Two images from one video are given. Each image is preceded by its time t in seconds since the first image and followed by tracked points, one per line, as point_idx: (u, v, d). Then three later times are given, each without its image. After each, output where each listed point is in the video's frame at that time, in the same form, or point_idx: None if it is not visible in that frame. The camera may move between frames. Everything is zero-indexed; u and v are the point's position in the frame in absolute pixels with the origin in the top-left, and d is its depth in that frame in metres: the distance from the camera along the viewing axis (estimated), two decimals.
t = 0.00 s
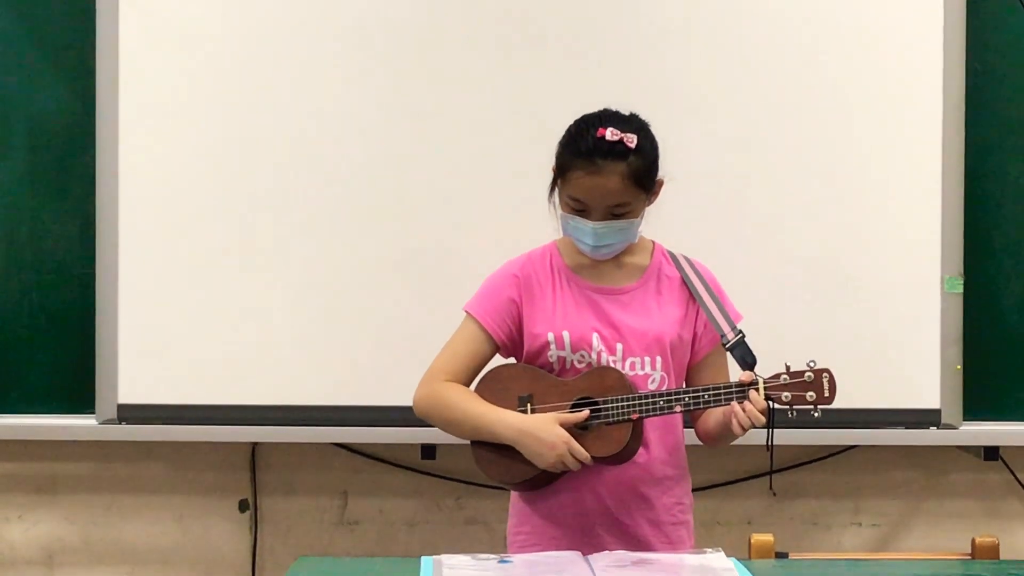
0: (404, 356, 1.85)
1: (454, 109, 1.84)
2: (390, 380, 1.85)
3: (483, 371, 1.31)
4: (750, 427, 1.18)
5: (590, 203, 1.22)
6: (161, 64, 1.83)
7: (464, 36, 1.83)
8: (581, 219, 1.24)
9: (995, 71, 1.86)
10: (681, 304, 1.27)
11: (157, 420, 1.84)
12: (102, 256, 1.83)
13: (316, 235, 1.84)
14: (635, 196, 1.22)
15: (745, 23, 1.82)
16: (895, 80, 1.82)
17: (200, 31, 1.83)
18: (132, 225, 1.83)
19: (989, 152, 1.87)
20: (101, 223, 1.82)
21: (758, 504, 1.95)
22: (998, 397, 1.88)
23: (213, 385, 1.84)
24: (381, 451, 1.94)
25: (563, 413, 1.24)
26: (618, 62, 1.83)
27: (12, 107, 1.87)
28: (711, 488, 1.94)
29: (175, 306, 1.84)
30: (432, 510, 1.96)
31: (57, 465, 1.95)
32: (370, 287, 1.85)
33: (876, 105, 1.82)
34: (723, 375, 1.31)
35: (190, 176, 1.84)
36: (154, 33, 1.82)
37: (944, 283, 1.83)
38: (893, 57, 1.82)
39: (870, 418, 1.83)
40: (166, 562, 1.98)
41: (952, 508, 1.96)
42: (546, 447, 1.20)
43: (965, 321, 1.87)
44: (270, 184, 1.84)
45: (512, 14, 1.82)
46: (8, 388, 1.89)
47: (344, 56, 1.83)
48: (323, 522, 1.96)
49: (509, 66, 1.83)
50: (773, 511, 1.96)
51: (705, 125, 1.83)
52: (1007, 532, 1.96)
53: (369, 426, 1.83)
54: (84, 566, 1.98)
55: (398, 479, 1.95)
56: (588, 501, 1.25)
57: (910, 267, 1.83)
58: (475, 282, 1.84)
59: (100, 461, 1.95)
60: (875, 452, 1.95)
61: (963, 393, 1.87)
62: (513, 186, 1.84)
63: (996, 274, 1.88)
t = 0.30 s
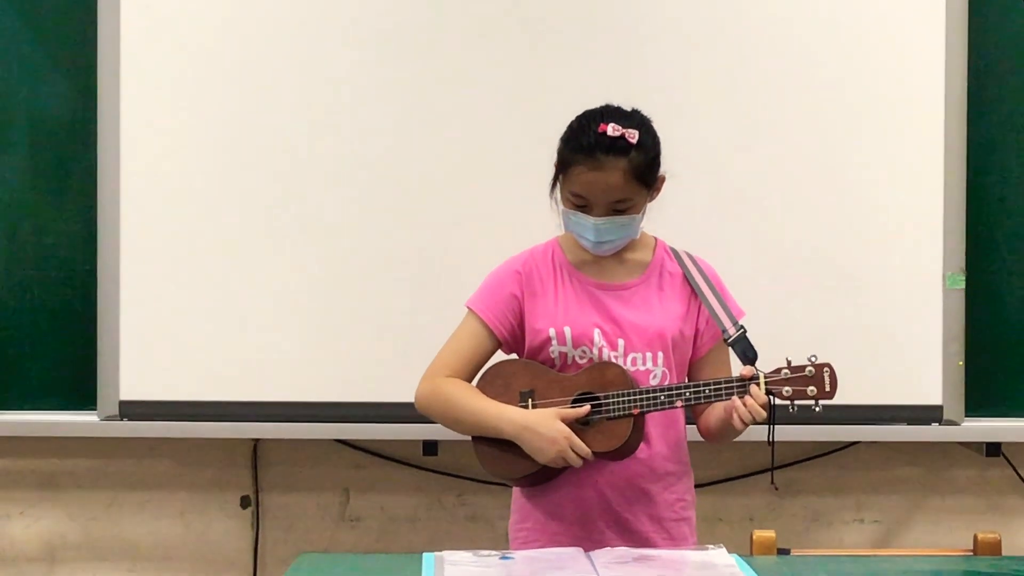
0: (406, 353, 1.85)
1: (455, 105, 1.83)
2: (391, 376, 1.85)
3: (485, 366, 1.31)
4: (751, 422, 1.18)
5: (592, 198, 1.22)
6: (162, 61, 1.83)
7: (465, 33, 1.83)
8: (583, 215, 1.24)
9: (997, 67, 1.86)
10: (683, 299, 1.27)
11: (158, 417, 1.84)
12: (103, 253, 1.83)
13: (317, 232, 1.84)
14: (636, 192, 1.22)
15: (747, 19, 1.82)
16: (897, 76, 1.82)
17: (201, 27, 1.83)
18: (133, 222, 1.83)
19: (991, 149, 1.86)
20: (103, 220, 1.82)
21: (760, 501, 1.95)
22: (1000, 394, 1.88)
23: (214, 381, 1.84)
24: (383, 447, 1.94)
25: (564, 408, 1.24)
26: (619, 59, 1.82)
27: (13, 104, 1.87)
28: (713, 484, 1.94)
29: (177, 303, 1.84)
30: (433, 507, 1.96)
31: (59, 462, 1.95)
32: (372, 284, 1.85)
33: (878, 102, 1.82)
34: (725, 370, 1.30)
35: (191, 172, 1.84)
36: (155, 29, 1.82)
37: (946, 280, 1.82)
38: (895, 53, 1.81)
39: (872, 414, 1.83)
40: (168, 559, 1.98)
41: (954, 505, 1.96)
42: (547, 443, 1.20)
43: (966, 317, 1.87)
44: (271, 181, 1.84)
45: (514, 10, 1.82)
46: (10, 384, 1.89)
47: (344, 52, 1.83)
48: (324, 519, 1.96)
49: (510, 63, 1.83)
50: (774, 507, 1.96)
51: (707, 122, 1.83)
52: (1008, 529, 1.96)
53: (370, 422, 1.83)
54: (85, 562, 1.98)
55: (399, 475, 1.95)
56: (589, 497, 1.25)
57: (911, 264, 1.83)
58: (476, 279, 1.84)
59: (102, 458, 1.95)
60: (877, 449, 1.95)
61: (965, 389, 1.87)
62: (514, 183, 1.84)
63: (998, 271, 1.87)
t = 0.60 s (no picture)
0: (409, 349, 1.85)
1: (457, 102, 1.83)
2: (394, 373, 1.85)
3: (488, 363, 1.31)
4: (753, 417, 1.17)
5: (594, 194, 1.22)
6: (165, 58, 1.83)
7: (468, 30, 1.82)
8: (585, 211, 1.24)
9: (1000, 63, 1.85)
10: (686, 295, 1.26)
11: (161, 414, 1.84)
12: (107, 250, 1.83)
13: (320, 229, 1.84)
14: (638, 188, 1.22)
15: (750, 15, 1.82)
16: (901, 72, 1.81)
17: (203, 25, 1.83)
18: (136, 219, 1.83)
19: (995, 144, 1.86)
20: (106, 217, 1.83)
21: (764, 497, 1.95)
22: (1004, 390, 1.87)
23: (217, 378, 1.85)
24: (386, 444, 1.94)
25: (566, 404, 1.24)
26: (621, 55, 1.82)
27: (17, 101, 1.87)
28: (717, 481, 1.94)
29: (180, 300, 1.84)
30: (437, 503, 1.96)
31: (63, 459, 1.96)
32: (375, 281, 1.85)
33: (881, 97, 1.81)
34: (728, 366, 1.30)
35: (194, 169, 1.84)
36: (157, 26, 1.83)
37: (950, 276, 1.82)
38: (897, 48, 1.81)
39: (875, 411, 1.82)
40: (172, 555, 1.98)
41: (958, 501, 1.95)
42: (548, 438, 1.20)
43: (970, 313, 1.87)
44: (274, 178, 1.84)
45: (515, 7, 1.82)
46: (13, 381, 1.89)
47: (347, 49, 1.83)
48: (328, 516, 1.96)
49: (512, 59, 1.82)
50: (778, 504, 1.95)
51: (709, 118, 1.83)
52: (1012, 526, 1.96)
53: (373, 419, 1.83)
54: (90, 559, 1.99)
55: (403, 472, 1.95)
56: (592, 494, 1.25)
57: (915, 260, 1.82)
58: (479, 276, 1.84)
59: (106, 454, 1.96)
60: (880, 445, 1.94)
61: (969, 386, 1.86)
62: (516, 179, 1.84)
63: (1002, 267, 1.87)
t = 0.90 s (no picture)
0: (413, 350, 1.85)
1: (460, 102, 1.84)
2: (398, 374, 1.85)
3: (491, 364, 1.31)
4: (755, 418, 1.18)
5: (596, 195, 1.22)
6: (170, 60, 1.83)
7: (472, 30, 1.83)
8: (588, 212, 1.24)
9: (1006, 63, 1.85)
10: (689, 296, 1.26)
11: (165, 413, 1.85)
12: (111, 250, 1.84)
13: (324, 230, 1.85)
14: (641, 188, 1.22)
15: (753, 15, 1.82)
16: (905, 72, 1.81)
17: (207, 25, 1.83)
18: (140, 219, 1.84)
19: (1000, 144, 1.85)
20: (111, 218, 1.83)
21: (767, 498, 1.95)
22: (1009, 391, 1.87)
23: (222, 378, 1.85)
24: (389, 444, 1.94)
25: (569, 404, 1.24)
26: (625, 56, 1.82)
27: (21, 102, 1.88)
28: (720, 481, 1.94)
29: (184, 300, 1.85)
30: (440, 504, 1.96)
31: (68, 459, 1.96)
32: (379, 282, 1.85)
33: (885, 97, 1.81)
34: (730, 366, 1.30)
35: (198, 170, 1.84)
36: (161, 27, 1.83)
37: (955, 277, 1.82)
38: (902, 48, 1.81)
39: (879, 411, 1.82)
40: (176, 555, 1.99)
41: (962, 502, 1.95)
42: (551, 439, 1.20)
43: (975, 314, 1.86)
44: (278, 179, 1.84)
45: (519, 8, 1.82)
46: (18, 381, 1.90)
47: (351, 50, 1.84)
48: (332, 516, 1.97)
49: (516, 60, 1.83)
50: (781, 504, 1.95)
51: (713, 118, 1.83)
52: (1017, 527, 1.96)
53: (377, 419, 1.84)
54: (94, 558, 1.99)
55: (406, 472, 1.96)
56: (595, 494, 1.25)
57: (919, 261, 1.82)
58: (482, 276, 1.85)
59: (110, 454, 1.96)
60: (885, 446, 1.94)
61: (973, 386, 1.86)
62: (520, 180, 1.84)
63: (1007, 268, 1.86)
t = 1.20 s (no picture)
0: (415, 353, 1.85)
1: (462, 107, 1.84)
2: (400, 377, 1.85)
3: (492, 366, 1.32)
4: (756, 421, 1.18)
5: (598, 198, 1.22)
6: (173, 63, 1.84)
7: (474, 35, 1.83)
8: (589, 215, 1.24)
9: (1007, 67, 1.85)
10: (690, 299, 1.26)
11: (167, 417, 1.85)
12: (113, 254, 1.84)
13: (327, 234, 1.85)
14: (643, 192, 1.22)
15: (755, 20, 1.82)
16: (907, 76, 1.81)
17: (211, 30, 1.84)
18: (142, 223, 1.85)
19: (1002, 149, 1.86)
20: (114, 221, 1.84)
21: (769, 502, 1.95)
22: (1011, 396, 1.87)
23: (224, 381, 1.86)
24: (391, 448, 1.95)
25: (570, 408, 1.24)
26: (627, 60, 1.83)
27: (24, 106, 1.88)
28: (721, 486, 1.94)
29: (187, 304, 1.85)
30: (442, 507, 1.96)
31: (70, 462, 1.97)
32: (381, 286, 1.85)
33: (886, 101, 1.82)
34: (732, 370, 1.30)
35: (201, 174, 1.85)
36: (165, 32, 1.84)
37: (956, 281, 1.82)
38: (903, 53, 1.81)
39: (881, 416, 1.82)
40: (177, 559, 1.99)
41: (965, 507, 1.95)
42: (552, 441, 1.20)
43: (977, 318, 1.86)
44: (281, 183, 1.85)
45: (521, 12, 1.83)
46: (21, 384, 1.90)
47: (353, 54, 1.84)
48: (333, 520, 1.97)
49: (518, 64, 1.83)
50: (783, 509, 1.95)
51: (715, 122, 1.83)
52: (1019, 532, 1.95)
53: (379, 422, 1.84)
54: (95, 562, 1.99)
55: (408, 476, 1.96)
56: (597, 497, 1.25)
57: (921, 265, 1.82)
58: (484, 280, 1.85)
59: (112, 458, 1.97)
60: (887, 450, 1.94)
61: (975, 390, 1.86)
62: (522, 184, 1.84)
63: (1009, 272, 1.86)
